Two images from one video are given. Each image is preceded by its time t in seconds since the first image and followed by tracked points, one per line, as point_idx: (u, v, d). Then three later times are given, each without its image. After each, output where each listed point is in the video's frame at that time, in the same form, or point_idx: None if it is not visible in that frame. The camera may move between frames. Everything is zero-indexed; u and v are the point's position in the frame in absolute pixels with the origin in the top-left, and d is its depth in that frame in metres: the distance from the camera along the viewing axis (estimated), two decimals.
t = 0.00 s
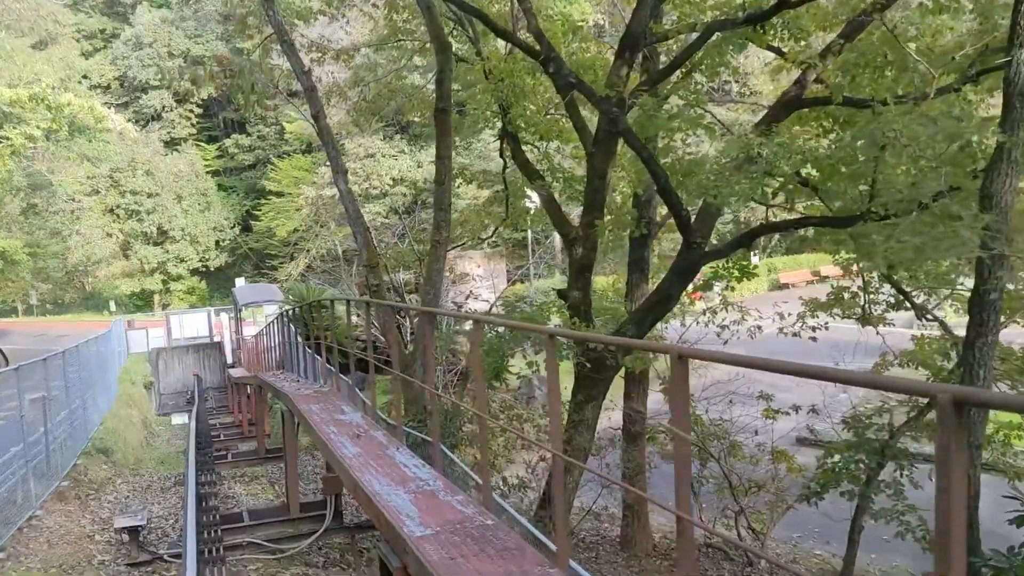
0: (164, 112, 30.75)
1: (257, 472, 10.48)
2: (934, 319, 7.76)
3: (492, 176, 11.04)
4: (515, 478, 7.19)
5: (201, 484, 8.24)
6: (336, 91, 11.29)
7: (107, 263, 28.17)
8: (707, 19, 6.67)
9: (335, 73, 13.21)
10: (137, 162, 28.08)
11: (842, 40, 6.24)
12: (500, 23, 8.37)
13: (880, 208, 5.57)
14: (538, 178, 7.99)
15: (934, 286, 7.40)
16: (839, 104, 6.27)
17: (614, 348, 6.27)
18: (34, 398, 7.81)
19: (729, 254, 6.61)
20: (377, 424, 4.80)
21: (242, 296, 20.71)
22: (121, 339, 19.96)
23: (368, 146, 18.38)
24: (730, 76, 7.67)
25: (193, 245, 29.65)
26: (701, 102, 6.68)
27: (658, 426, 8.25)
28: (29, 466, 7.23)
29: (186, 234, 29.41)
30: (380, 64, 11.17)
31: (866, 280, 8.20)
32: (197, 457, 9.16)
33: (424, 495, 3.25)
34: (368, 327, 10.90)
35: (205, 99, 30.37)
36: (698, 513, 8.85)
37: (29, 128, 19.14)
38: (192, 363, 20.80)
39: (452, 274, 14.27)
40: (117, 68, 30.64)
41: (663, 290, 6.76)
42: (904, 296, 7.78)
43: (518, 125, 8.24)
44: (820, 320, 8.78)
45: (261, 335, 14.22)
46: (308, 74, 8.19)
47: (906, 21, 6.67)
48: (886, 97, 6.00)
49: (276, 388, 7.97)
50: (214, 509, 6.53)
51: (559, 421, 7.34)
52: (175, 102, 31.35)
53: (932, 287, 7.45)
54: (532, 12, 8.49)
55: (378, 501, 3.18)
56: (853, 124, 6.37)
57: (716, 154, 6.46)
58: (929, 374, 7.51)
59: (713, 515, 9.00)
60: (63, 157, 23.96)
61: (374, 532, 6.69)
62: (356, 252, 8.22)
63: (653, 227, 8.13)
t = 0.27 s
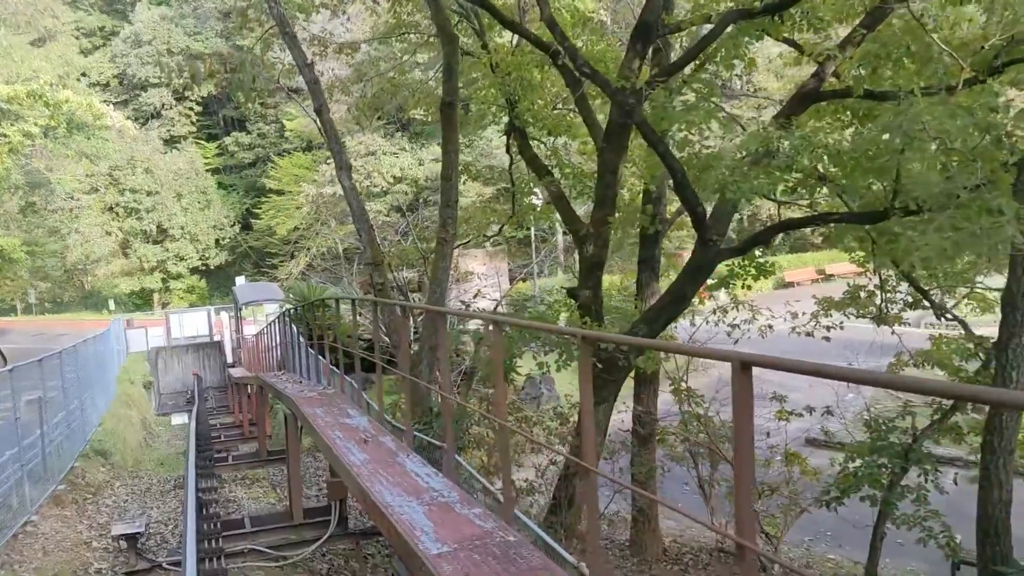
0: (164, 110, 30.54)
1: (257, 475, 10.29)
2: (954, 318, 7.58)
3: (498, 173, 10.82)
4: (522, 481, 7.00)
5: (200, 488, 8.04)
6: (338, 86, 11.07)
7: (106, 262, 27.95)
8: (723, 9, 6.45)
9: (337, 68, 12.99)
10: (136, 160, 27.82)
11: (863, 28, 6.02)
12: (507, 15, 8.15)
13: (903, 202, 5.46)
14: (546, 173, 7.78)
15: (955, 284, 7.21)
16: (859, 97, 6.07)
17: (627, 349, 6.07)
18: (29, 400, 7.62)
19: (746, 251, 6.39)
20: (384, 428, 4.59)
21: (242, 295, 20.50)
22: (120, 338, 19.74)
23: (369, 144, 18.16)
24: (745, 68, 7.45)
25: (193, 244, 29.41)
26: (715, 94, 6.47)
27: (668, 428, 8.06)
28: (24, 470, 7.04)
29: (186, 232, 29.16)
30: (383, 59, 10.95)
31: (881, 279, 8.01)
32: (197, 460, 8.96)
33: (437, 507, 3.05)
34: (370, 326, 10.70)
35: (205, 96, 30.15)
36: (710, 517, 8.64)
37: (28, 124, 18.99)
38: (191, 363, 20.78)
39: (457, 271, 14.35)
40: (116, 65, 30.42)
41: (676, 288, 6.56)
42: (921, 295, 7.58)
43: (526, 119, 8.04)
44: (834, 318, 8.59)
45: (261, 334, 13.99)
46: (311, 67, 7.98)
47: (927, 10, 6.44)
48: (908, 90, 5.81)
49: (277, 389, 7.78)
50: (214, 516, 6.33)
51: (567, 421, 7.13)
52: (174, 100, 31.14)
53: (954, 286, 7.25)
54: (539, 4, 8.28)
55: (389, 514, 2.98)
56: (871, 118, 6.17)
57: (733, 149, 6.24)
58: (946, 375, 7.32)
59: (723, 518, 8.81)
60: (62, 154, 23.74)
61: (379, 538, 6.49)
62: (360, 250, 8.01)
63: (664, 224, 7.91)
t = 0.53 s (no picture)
0: (164, 110, 30.36)
1: (259, 479, 10.08)
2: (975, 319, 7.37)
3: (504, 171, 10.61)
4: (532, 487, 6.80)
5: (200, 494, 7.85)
6: (341, 83, 10.87)
7: (105, 261, 27.75)
8: None
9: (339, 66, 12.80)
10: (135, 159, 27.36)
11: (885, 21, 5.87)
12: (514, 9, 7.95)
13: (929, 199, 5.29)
14: (556, 170, 7.57)
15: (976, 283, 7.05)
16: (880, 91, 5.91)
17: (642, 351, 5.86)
18: (24, 402, 7.43)
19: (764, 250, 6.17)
20: (392, 434, 4.39)
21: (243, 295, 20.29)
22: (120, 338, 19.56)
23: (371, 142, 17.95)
24: (760, 63, 7.24)
25: (193, 244, 29.18)
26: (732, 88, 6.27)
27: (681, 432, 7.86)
28: (20, 476, 6.85)
29: (186, 231, 28.88)
30: (386, 55, 10.75)
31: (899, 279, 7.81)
32: (197, 465, 8.77)
33: (454, 523, 2.86)
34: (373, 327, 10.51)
35: (205, 96, 29.98)
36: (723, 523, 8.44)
37: (26, 123, 18.82)
38: (192, 363, 20.73)
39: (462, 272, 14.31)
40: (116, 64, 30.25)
41: (691, 288, 6.36)
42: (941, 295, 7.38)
43: (535, 115, 7.83)
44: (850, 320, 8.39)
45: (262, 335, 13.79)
46: (314, 62, 7.78)
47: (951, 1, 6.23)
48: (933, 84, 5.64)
49: (279, 392, 7.58)
50: (214, 525, 6.13)
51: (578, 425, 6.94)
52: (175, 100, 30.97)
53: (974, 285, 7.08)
54: None
55: (403, 531, 2.79)
56: (894, 113, 5.97)
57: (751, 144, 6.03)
58: (967, 379, 7.12)
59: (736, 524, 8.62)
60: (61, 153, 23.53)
61: (385, 547, 6.27)
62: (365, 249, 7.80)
63: (677, 223, 7.70)
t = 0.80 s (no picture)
0: (164, 109, 30.18)
1: (261, 483, 9.90)
2: (997, 320, 7.19)
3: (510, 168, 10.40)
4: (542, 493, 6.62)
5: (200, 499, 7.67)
6: (344, 80, 10.68)
7: (105, 261, 27.57)
8: None
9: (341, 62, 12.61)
10: (136, 158, 27.40)
11: (909, 10, 5.67)
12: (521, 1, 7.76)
13: (956, 195, 5.11)
14: (565, 167, 7.39)
15: (999, 284, 6.83)
16: (903, 84, 5.71)
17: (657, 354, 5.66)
18: (19, 406, 7.24)
19: (784, 250, 5.96)
20: (401, 441, 4.20)
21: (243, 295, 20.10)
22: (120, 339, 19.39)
23: (373, 141, 17.76)
24: (774, 56, 7.04)
25: (193, 243, 28.99)
26: (748, 82, 6.05)
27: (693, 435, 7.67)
28: (15, 482, 6.65)
29: (186, 231, 28.71)
30: (390, 51, 10.55)
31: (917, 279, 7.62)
32: (197, 469, 8.58)
33: (472, 541, 2.67)
34: (376, 327, 10.33)
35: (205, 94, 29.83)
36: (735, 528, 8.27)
37: (24, 121, 18.65)
38: (192, 364, 20.62)
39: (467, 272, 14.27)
40: (115, 63, 30.07)
41: (707, 288, 6.17)
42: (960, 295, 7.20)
43: (543, 111, 7.65)
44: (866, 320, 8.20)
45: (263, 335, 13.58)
46: (317, 55, 7.58)
47: None
48: (959, 75, 5.43)
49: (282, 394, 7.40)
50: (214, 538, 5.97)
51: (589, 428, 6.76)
52: (174, 99, 30.79)
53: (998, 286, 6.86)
54: None
55: (418, 548, 2.60)
56: (916, 108, 5.78)
57: (768, 140, 5.83)
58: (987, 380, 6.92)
59: (748, 529, 8.45)
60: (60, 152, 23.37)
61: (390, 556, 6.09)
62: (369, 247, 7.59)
63: (689, 221, 7.50)
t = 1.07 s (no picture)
0: (164, 108, 30.01)
1: (262, 487, 9.72)
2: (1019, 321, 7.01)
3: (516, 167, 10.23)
4: (553, 499, 6.43)
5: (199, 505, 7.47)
6: (346, 77, 10.51)
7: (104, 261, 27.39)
8: None
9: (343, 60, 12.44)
10: (135, 158, 27.23)
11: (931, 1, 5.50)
12: None
13: (986, 192, 4.92)
14: (574, 165, 7.21)
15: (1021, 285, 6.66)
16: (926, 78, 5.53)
17: (672, 357, 5.48)
18: (16, 409, 7.07)
19: (804, 250, 5.78)
20: (409, 449, 3.99)
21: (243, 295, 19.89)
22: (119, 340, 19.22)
23: (375, 140, 17.60)
24: (789, 51, 6.86)
25: (193, 243, 28.80)
26: (764, 76, 5.88)
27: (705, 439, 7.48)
28: (11, 488, 6.47)
29: (186, 231, 28.53)
30: (393, 48, 10.38)
31: (935, 278, 7.43)
32: (197, 474, 8.41)
33: (491, 560, 2.49)
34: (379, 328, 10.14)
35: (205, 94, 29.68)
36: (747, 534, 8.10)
37: (22, 120, 18.47)
38: (192, 365, 20.46)
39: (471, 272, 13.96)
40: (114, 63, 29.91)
41: (723, 288, 5.98)
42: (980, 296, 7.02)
43: (552, 106, 7.45)
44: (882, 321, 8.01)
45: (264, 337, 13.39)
46: (320, 51, 7.41)
47: None
48: (985, 69, 5.26)
49: (282, 397, 7.19)
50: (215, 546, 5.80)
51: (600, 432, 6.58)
52: (174, 98, 30.63)
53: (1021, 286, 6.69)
54: None
55: (434, 569, 2.42)
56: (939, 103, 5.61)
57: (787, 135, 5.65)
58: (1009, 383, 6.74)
59: (760, 535, 8.26)
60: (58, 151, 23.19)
61: (396, 566, 5.91)
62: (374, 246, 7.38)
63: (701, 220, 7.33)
